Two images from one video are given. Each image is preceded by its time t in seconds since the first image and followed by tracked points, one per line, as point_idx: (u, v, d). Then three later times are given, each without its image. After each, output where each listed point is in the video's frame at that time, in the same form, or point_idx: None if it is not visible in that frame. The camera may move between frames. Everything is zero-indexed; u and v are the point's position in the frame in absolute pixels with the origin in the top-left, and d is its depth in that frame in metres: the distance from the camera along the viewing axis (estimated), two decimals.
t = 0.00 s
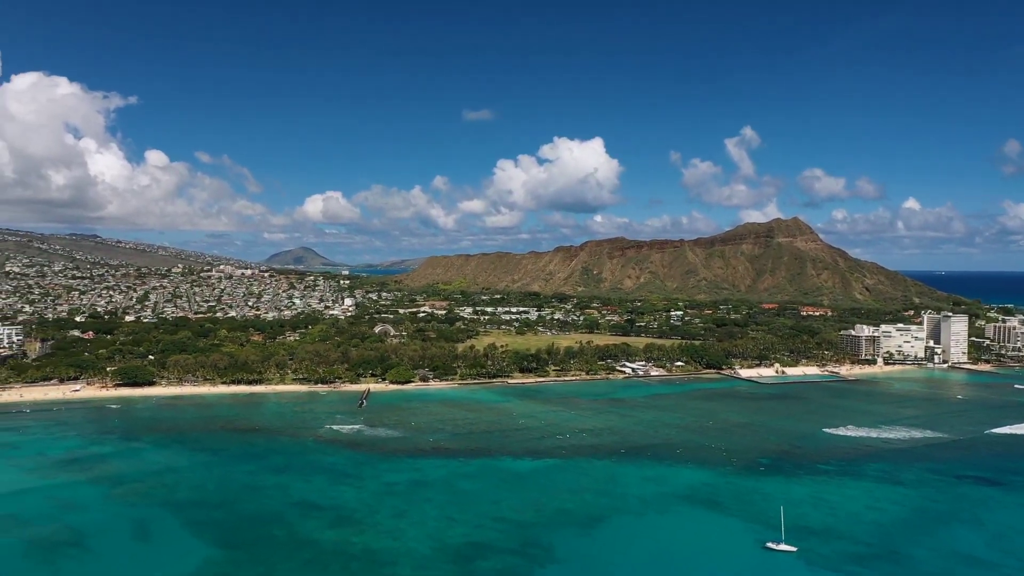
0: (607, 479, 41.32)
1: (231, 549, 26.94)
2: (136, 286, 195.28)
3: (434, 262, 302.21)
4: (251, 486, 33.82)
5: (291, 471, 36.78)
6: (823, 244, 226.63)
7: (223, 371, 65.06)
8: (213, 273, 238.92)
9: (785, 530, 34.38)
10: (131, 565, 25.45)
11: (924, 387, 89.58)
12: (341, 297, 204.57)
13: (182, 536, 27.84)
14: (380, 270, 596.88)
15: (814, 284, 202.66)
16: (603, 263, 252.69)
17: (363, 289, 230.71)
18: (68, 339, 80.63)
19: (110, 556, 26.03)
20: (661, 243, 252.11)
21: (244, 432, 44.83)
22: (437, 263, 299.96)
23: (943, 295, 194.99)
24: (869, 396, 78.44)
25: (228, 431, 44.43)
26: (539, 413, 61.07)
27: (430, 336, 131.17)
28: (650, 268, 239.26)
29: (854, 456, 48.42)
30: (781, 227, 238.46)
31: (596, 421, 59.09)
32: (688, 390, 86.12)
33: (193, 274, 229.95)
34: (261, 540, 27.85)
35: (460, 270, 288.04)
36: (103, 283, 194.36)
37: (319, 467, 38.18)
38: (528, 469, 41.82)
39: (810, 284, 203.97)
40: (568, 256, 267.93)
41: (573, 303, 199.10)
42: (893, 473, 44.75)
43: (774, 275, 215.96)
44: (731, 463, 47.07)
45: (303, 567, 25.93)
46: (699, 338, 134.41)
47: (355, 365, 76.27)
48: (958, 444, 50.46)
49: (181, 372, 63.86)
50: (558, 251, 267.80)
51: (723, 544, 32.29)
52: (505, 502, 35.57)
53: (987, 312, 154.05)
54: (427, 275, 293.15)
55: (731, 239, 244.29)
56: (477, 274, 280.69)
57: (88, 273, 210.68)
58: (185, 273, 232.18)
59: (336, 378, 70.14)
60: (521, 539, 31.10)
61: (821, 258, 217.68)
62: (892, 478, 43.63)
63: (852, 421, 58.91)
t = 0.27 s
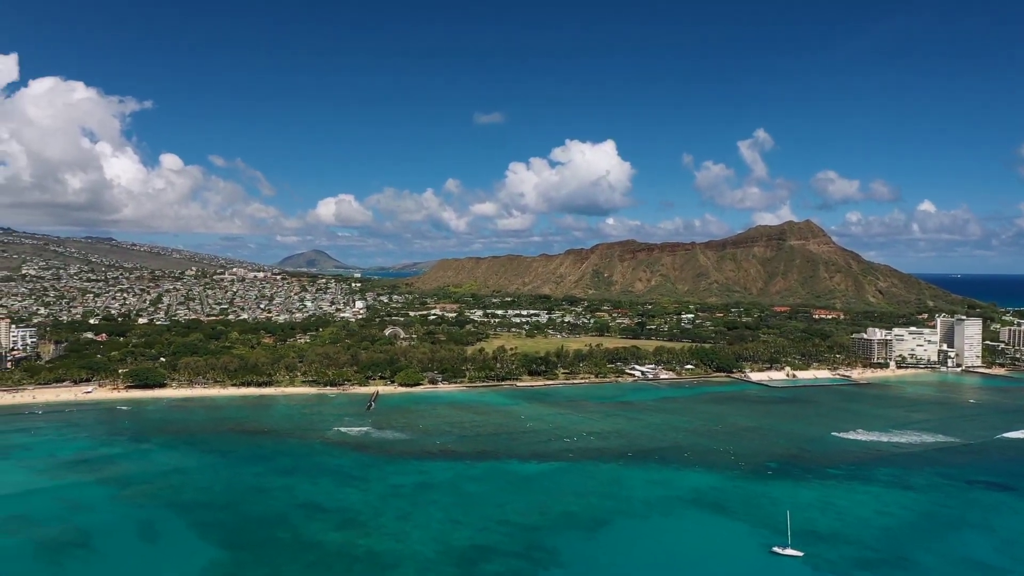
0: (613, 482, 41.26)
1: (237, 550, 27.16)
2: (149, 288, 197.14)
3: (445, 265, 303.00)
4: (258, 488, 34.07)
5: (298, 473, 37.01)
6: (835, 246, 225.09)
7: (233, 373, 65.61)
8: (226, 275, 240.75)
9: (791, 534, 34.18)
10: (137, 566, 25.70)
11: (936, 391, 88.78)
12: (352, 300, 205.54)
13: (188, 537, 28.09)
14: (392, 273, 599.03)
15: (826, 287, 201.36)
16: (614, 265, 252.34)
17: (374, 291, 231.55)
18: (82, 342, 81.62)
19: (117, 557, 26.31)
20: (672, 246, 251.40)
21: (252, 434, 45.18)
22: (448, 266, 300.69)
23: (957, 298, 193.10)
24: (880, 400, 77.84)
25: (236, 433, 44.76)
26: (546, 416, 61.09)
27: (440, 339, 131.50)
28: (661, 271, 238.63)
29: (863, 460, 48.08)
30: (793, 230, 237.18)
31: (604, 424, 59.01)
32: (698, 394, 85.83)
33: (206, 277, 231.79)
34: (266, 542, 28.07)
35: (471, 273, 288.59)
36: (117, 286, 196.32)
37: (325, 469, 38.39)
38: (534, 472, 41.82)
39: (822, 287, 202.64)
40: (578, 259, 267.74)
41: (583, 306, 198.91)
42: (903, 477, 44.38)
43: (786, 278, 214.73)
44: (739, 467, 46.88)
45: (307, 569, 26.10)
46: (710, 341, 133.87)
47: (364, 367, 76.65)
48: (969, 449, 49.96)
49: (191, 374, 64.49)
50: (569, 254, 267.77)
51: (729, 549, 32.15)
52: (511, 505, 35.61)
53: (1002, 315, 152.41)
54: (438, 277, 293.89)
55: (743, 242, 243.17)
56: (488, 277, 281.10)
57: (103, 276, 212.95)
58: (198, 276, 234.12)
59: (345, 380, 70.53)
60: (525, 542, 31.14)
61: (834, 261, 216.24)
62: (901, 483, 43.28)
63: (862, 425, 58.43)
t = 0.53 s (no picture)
0: (621, 486, 41.17)
1: (244, 553, 27.46)
2: (167, 291, 199.41)
3: (459, 268, 303.83)
4: (267, 490, 34.42)
5: (307, 476, 37.31)
6: (852, 250, 223.00)
7: (246, 376, 66.23)
8: (242, 279, 242.94)
9: (800, 540, 33.94)
10: (146, 567, 26.08)
11: (953, 396, 87.65)
12: (366, 303, 206.67)
13: (196, 539, 28.45)
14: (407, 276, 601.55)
15: (843, 291, 199.52)
16: (628, 269, 251.74)
17: (388, 295, 232.64)
18: (99, 344, 82.79)
19: (126, 558, 26.72)
20: (686, 249, 250.34)
21: (263, 436, 45.59)
22: (462, 269, 301.47)
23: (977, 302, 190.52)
24: (895, 405, 76.98)
25: (247, 435, 45.21)
26: (557, 419, 61.07)
27: (453, 342, 131.86)
28: (675, 275, 237.68)
29: (875, 465, 47.63)
30: (809, 233, 235.32)
31: (614, 428, 58.86)
32: (710, 398, 85.39)
33: (222, 280, 234.07)
34: (273, 544, 28.37)
35: (484, 276, 288.90)
36: (135, 289, 198.73)
37: (334, 472, 38.66)
38: (542, 476, 41.84)
39: (838, 290, 200.80)
40: (592, 262, 267.37)
41: (597, 309, 198.56)
42: (916, 483, 43.89)
43: (802, 281, 213.02)
44: (749, 472, 46.59)
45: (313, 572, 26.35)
46: (724, 345, 133.15)
47: (376, 370, 77.05)
48: (985, 454, 49.33)
49: (204, 377, 65.21)
50: (583, 257, 267.49)
51: (736, 554, 32.00)
52: (518, 509, 35.66)
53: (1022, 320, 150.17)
54: (452, 281, 294.68)
55: (758, 245, 241.63)
56: (501, 280, 281.41)
57: (122, 279, 215.70)
58: (215, 279, 236.38)
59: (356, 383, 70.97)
60: (531, 546, 31.21)
61: (850, 265, 214.22)
62: (914, 489, 42.81)
63: (876, 430, 57.80)
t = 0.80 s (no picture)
0: (629, 491, 41.08)
1: (251, 555, 27.79)
2: (183, 295, 201.57)
3: (473, 271, 304.58)
4: (275, 492, 34.76)
5: (316, 478, 37.62)
6: (869, 252, 220.89)
7: (259, 378, 66.84)
8: (258, 282, 245.04)
9: (808, 546, 33.73)
10: (154, 568, 26.46)
11: (970, 401, 86.51)
12: (380, 306, 207.81)
13: (205, 541, 28.83)
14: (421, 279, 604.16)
15: (859, 294, 197.71)
16: (642, 272, 251.06)
17: (402, 298, 233.63)
18: (115, 346, 83.95)
19: (135, 559, 27.12)
20: (700, 252, 249.23)
21: (274, 438, 46.00)
22: (476, 273, 302.19)
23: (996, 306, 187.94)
24: (911, 409, 76.15)
25: (258, 438, 45.64)
26: (567, 423, 61.01)
27: (466, 345, 132.18)
28: (690, 278, 236.72)
29: (888, 470, 47.17)
30: (824, 236, 233.38)
31: (624, 431, 58.73)
32: (723, 402, 84.90)
33: (238, 284, 236.27)
34: (280, 547, 28.67)
35: (498, 279, 289.31)
36: (153, 292, 201.13)
37: (343, 475, 38.96)
38: (551, 480, 41.84)
39: (854, 294, 198.95)
40: (606, 265, 266.90)
41: (610, 312, 198.18)
42: (928, 489, 43.41)
43: (818, 284, 211.27)
44: (759, 476, 46.32)
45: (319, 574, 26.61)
46: (738, 348, 132.36)
47: (387, 374, 77.43)
48: (1000, 460, 48.69)
49: (217, 379, 65.94)
50: (597, 260, 267.15)
51: (742, 560, 31.88)
52: (524, 512, 35.74)
53: None
54: (466, 284, 295.37)
55: (773, 248, 240.05)
56: (515, 284, 281.71)
57: (139, 282, 218.45)
58: (231, 282, 238.66)
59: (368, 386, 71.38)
60: (537, 550, 31.28)
61: (867, 268, 212.24)
62: (927, 494, 42.34)
63: (890, 435, 57.22)
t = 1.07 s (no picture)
0: (636, 494, 41.00)
1: (257, 556, 28.08)
2: (198, 297, 203.58)
3: (486, 274, 305.07)
4: (283, 494, 35.04)
5: (324, 481, 37.91)
6: (884, 255, 218.82)
7: (270, 381, 67.41)
8: (272, 285, 246.92)
9: (816, 551, 33.52)
10: (161, 569, 26.81)
11: (986, 405, 85.44)
12: (393, 309, 208.63)
13: (212, 542, 29.15)
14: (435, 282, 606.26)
15: (874, 297, 195.88)
16: (655, 275, 250.27)
17: (415, 301, 234.45)
18: (130, 349, 84.97)
19: (143, 559, 27.49)
20: (714, 255, 248.04)
21: (283, 440, 46.35)
22: (489, 276, 302.67)
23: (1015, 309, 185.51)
24: (925, 414, 75.36)
25: (268, 440, 46.01)
26: (576, 426, 60.97)
27: (477, 348, 132.40)
28: (703, 281, 235.68)
29: (900, 475, 46.71)
30: (839, 239, 231.51)
31: (634, 435, 58.55)
32: (734, 405, 84.43)
33: (253, 287, 238.12)
34: (285, 548, 28.93)
35: (511, 282, 289.49)
36: (169, 295, 203.31)
37: (351, 477, 39.22)
38: (558, 483, 41.84)
39: (870, 297, 197.14)
40: (619, 268, 266.33)
41: (622, 316, 197.71)
42: (941, 494, 42.96)
43: (832, 287, 209.58)
44: (769, 481, 46.05)
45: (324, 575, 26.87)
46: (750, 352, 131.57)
47: (398, 377, 77.77)
48: (1014, 465, 48.08)
49: (229, 381, 66.59)
50: (609, 263, 266.65)
51: (748, 564, 31.76)
52: (531, 515, 35.79)
53: None
54: (479, 287, 295.90)
55: (788, 251, 238.46)
56: (527, 287, 281.81)
57: (156, 285, 220.87)
58: (246, 285, 240.51)
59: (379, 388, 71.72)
60: (542, 553, 31.32)
61: (883, 271, 210.23)
62: (939, 500, 41.90)
63: (903, 439, 56.65)
